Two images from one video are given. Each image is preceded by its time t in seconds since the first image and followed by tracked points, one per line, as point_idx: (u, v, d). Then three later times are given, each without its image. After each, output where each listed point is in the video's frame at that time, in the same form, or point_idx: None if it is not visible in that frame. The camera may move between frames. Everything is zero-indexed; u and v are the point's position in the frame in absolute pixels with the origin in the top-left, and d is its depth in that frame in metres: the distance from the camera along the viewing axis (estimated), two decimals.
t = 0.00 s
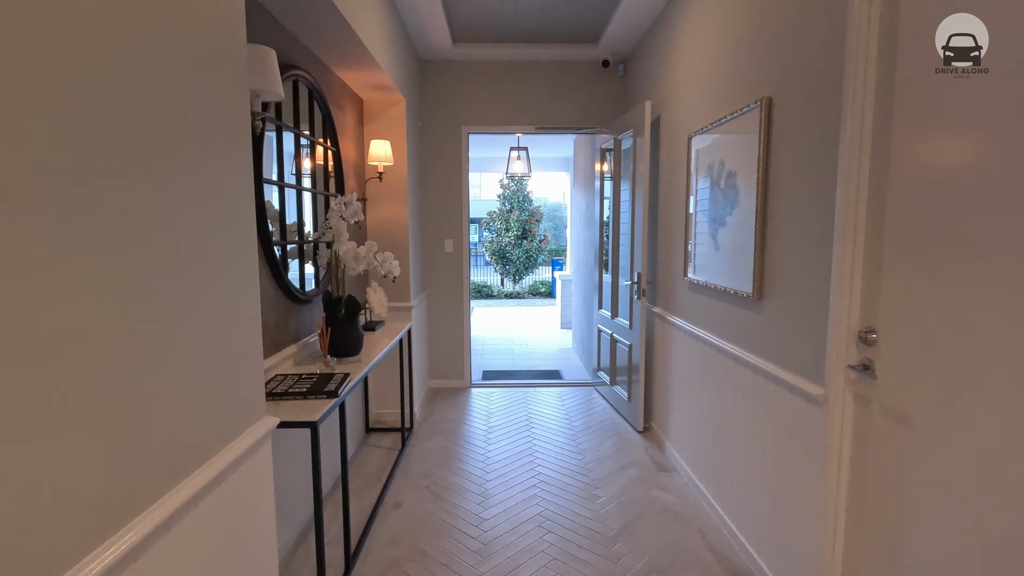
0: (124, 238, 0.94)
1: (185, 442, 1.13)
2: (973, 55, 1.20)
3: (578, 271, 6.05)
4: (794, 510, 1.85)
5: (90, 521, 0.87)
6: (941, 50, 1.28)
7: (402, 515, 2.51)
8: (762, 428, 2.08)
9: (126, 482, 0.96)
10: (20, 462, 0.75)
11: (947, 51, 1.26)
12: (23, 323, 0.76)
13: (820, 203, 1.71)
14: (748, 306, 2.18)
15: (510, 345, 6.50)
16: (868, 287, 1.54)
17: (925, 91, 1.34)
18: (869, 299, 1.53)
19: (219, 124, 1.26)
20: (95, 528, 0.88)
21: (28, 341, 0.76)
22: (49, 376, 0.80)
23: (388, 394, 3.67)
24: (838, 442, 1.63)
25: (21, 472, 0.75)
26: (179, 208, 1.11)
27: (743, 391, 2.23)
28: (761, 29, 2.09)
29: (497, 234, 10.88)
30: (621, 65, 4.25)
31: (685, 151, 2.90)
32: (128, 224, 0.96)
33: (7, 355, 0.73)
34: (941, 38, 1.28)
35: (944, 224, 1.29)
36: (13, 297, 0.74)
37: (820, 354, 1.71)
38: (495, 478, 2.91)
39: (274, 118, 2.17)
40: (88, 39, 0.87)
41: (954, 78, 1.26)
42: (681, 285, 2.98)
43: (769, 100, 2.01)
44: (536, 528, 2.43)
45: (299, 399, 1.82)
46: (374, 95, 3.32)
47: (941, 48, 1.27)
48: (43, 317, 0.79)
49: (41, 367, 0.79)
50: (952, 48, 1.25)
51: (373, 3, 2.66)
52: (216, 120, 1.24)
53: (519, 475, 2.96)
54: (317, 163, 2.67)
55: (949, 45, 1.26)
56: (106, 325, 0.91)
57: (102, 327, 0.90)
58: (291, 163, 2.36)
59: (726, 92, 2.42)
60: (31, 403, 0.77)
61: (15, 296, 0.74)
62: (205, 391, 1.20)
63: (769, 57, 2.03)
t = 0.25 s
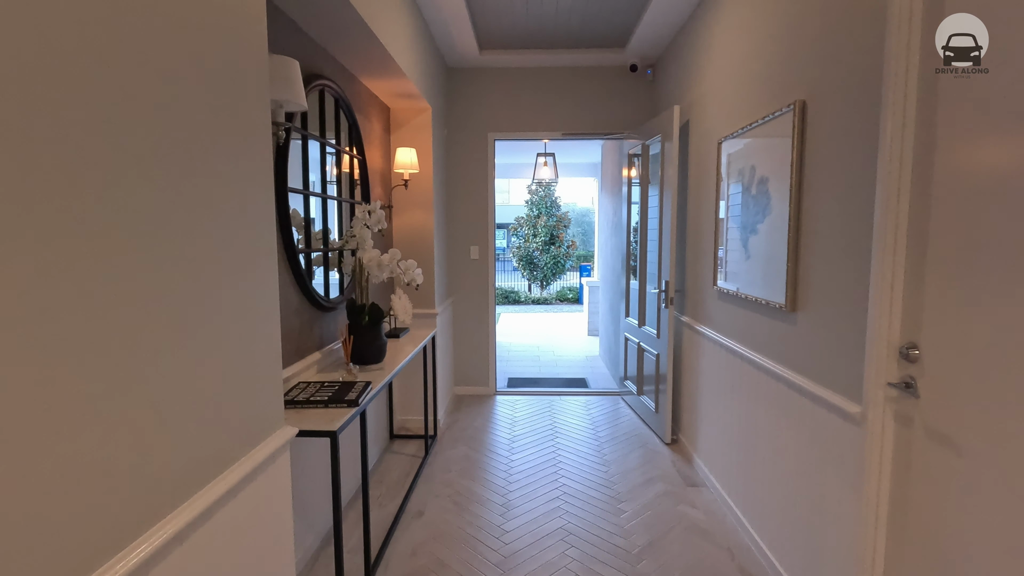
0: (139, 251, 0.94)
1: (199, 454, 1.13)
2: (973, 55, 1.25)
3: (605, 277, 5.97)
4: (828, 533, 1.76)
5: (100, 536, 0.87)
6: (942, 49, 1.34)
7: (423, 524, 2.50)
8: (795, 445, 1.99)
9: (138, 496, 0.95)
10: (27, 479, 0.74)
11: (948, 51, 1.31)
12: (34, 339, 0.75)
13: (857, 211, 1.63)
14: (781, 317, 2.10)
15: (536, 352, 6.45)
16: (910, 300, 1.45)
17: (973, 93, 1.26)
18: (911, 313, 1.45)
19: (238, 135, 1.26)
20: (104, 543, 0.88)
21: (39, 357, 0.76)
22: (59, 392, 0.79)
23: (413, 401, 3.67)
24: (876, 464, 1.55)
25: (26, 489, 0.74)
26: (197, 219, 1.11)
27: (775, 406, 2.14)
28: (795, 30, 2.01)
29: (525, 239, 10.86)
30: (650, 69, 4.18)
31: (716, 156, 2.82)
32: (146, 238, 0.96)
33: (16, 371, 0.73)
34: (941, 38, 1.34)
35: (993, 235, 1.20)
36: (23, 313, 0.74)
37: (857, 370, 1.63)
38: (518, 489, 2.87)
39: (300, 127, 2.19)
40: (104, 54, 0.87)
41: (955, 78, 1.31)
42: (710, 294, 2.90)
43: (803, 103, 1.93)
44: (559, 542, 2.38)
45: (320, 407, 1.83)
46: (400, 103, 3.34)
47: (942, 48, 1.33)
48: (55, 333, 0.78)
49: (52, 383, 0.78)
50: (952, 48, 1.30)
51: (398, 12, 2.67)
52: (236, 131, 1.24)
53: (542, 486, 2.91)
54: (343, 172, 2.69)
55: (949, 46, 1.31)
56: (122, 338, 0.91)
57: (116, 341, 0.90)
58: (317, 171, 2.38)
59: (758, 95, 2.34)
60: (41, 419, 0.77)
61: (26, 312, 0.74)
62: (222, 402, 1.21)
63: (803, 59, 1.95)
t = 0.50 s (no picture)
0: (152, 264, 0.94)
1: (213, 467, 1.12)
2: (974, 54, 1.29)
3: (631, 285, 5.87)
4: (866, 561, 1.67)
5: (110, 550, 0.86)
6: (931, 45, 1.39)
7: (442, 536, 2.47)
8: (830, 466, 1.89)
9: (151, 509, 0.94)
10: (31, 495, 0.74)
11: (944, 50, 1.33)
12: (40, 354, 0.75)
13: (897, 220, 1.54)
14: (814, 330, 2.00)
15: (561, 360, 6.39)
16: (956, 317, 1.36)
17: None
18: (956, 330, 1.35)
19: (256, 148, 1.26)
20: (115, 557, 0.87)
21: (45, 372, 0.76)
22: (67, 406, 0.79)
23: (435, 409, 3.65)
24: (919, 491, 1.45)
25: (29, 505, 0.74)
26: (213, 231, 1.11)
27: (808, 423, 2.05)
28: (828, 32, 1.93)
29: (551, 246, 10.80)
30: (677, 74, 4.10)
31: (745, 163, 2.74)
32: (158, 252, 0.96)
33: (22, 386, 0.72)
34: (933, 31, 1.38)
35: None
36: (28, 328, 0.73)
37: (897, 389, 1.53)
38: (539, 502, 2.82)
39: (322, 136, 2.21)
40: (116, 68, 0.87)
41: (951, 77, 1.34)
42: (739, 304, 2.80)
43: (838, 108, 1.84)
44: (580, 559, 2.32)
45: (338, 418, 1.81)
46: (424, 111, 3.34)
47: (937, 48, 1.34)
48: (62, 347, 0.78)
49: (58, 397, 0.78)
50: (951, 48, 1.32)
51: (421, 21, 2.68)
52: (252, 143, 1.24)
53: (565, 499, 2.85)
54: (365, 181, 2.70)
55: (946, 45, 1.33)
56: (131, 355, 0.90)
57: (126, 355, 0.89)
58: (339, 181, 2.39)
59: (789, 99, 2.26)
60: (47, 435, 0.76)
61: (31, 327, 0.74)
62: (236, 416, 1.20)
63: (838, 62, 1.87)
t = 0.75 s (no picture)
0: (165, 283, 0.92)
1: (228, 488, 1.09)
2: (973, 54, 1.33)
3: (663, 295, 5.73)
4: None
5: None
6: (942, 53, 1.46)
7: (465, 554, 2.41)
8: (877, 495, 1.76)
9: (161, 534, 0.92)
10: (35, 524, 0.71)
11: (949, 50, 1.41)
12: (45, 380, 0.73)
13: (952, 233, 1.42)
14: (859, 348, 1.88)
15: (591, 370, 6.28)
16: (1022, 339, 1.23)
17: None
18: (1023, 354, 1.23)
19: (275, 162, 1.24)
20: None
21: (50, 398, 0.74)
22: (73, 432, 0.77)
23: (461, 420, 3.61)
24: (980, 530, 1.32)
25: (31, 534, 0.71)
26: (229, 247, 1.09)
27: (853, 448, 1.92)
28: (874, 32, 1.82)
29: (581, 254, 10.70)
30: (711, 78, 3.99)
31: (783, 170, 2.62)
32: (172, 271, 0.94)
33: (24, 414, 0.70)
34: (942, 39, 1.45)
35: None
36: (32, 353, 0.71)
37: (953, 417, 1.41)
38: (566, 521, 2.73)
39: (347, 147, 2.20)
40: (128, 84, 0.85)
41: (956, 77, 1.40)
42: (777, 318, 2.67)
43: (885, 111, 1.73)
44: None
45: (358, 433, 1.78)
46: (452, 120, 3.33)
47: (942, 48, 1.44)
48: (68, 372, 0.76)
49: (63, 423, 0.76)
50: (953, 48, 1.39)
51: (447, 30, 2.66)
52: (271, 158, 1.22)
53: (592, 518, 2.76)
54: (391, 191, 2.69)
55: (951, 45, 1.41)
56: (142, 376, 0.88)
57: (137, 377, 0.87)
58: (364, 192, 2.38)
59: (831, 103, 2.14)
60: (51, 462, 0.74)
61: (34, 352, 0.72)
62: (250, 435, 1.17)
63: (884, 63, 1.76)
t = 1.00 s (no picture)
0: (171, 296, 0.90)
1: (236, 504, 1.07)
2: (973, 55, 1.41)
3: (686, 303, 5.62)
4: None
5: None
6: (941, 53, 1.55)
7: (481, 568, 2.37)
8: (913, 519, 1.67)
9: (164, 554, 0.90)
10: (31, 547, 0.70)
11: (949, 52, 1.50)
12: (43, 398, 0.71)
13: (995, 243, 1.33)
14: (893, 364, 1.78)
15: (612, 379, 6.19)
16: None
17: None
18: None
19: (286, 172, 1.22)
20: None
21: (48, 416, 0.72)
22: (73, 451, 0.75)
23: (479, 429, 3.58)
24: None
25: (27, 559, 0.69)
26: (239, 259, 1.07)
27: (887, 468, 1.82)
28: (907, 33, 1.74)
29: (603, 260, 10.61)
30: (736, 82, 3.89)
31: (811, 176, 2.53)
32: (180, 284, 0.92)
33: (24, 432, 0.69)
34: (942, 40, 1.54)
35: None
36: (29, 370, 0.69)
37: (998, 439, 1.32)
38: (585, 535, 2.67)
39: (363, 156, 2.19)
40: (134, 94, 0.83)
41: (958, 76, 1.48)
42: (805, 330, 2.58)
43: (920, 114, 1.64)
44: None
45: (371, 445, 1.76)
46: (471, 128, 3.32)
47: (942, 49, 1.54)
48: (67, 389, 0.74)
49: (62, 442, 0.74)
50: (953, 50, 1.48)
51: (466, 38, 2.65)
52: (283, 168, 1.21)
53: (611, 533, 2.69)
54: (409, 200, 2.68)
55: (951, 47, 1.49)
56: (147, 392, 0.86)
57: (142, 392, 0.85)
58: (380, 201, 2.37)
59: (863, 107, 2.06)
60: (48, 482, 0.72)
61: (32, 369, 0.70)
62: (259, 450, 1.15)
63: (919, 65, 1.68)
